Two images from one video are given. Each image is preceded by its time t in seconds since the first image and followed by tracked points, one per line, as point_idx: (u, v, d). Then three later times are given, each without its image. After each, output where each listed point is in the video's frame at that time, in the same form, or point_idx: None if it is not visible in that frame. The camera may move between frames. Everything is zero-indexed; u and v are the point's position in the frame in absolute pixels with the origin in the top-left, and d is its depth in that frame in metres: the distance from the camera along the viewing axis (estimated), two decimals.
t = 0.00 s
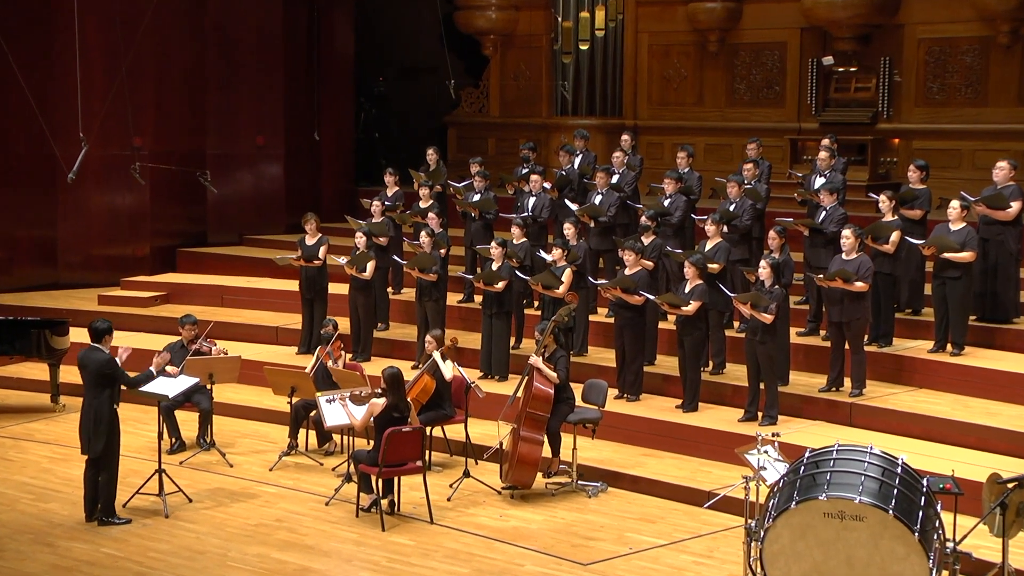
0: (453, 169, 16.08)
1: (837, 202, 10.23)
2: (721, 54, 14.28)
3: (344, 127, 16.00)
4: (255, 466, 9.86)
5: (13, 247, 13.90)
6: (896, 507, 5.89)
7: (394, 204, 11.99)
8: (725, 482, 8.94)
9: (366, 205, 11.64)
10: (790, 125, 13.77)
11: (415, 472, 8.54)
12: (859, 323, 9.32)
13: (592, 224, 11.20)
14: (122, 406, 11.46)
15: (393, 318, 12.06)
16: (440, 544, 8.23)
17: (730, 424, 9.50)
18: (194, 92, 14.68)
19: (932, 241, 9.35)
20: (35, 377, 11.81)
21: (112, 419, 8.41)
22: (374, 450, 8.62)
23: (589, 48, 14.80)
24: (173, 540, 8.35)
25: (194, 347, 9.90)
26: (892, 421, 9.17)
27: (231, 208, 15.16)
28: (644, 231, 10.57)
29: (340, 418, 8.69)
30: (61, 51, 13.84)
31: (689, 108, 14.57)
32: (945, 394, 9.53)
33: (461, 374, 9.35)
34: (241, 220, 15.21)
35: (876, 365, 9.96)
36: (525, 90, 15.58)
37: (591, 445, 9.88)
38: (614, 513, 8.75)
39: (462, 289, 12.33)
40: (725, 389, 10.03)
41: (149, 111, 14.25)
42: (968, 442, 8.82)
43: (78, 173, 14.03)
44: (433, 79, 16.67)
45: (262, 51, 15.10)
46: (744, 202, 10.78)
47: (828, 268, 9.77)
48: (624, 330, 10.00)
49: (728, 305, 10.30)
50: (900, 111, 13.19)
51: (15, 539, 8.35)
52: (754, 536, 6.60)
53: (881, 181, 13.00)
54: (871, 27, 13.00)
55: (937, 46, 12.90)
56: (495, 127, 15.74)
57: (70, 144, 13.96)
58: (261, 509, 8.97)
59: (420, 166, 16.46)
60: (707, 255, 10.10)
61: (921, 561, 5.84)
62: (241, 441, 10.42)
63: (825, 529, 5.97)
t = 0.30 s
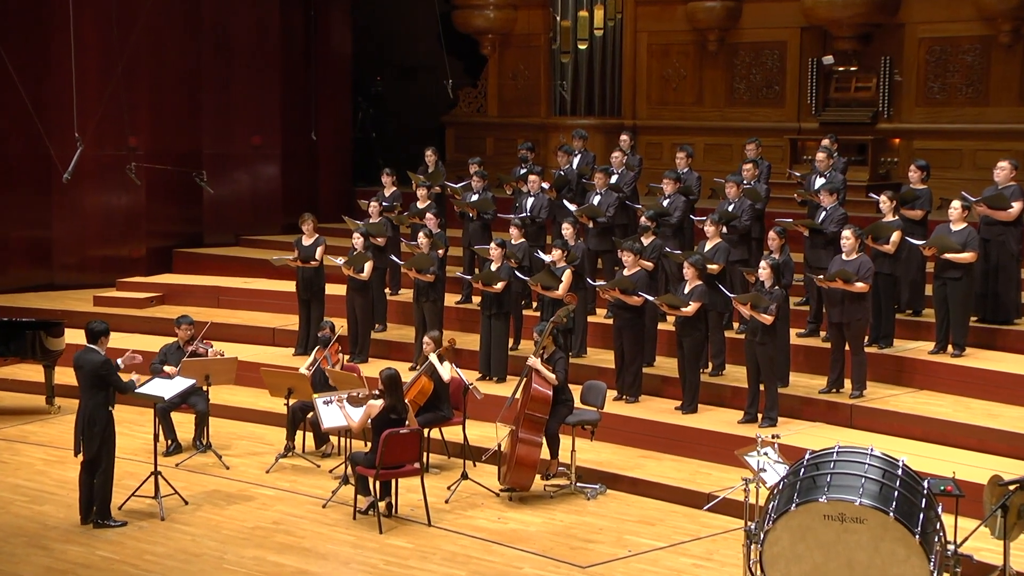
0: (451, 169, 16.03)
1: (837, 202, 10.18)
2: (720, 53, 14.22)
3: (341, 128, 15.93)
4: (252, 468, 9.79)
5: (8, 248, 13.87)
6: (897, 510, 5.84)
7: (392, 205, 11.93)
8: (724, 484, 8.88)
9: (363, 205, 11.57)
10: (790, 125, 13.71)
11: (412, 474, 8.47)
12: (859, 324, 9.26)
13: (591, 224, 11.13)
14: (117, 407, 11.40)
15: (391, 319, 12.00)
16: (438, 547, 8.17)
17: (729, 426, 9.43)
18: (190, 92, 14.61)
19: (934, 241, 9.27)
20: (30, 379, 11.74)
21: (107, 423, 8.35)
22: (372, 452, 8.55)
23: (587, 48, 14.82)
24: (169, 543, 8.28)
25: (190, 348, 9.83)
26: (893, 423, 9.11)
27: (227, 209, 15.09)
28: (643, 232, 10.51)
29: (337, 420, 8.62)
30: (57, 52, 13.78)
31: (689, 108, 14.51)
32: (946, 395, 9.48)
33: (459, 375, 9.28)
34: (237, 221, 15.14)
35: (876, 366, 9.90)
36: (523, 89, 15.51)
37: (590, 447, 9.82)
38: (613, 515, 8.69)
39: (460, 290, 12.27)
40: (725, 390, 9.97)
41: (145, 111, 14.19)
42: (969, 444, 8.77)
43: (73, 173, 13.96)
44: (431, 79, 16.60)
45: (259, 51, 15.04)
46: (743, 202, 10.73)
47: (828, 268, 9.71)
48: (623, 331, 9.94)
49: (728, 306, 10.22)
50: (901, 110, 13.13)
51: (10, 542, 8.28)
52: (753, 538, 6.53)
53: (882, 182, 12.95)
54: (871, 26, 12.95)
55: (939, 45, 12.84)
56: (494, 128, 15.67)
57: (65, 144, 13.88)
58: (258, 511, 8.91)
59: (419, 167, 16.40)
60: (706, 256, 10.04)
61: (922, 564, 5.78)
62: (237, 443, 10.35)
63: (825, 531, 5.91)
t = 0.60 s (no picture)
0: (449, 169, 15.97)
1: (837, 202, 10.12)
2: (719, 53, 14.16)
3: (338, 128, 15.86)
4: (248, 470, 9.73)
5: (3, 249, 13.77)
6: (897, 512, 5.77)
7: (389, 205, 11.87)
8: (723, 486, 8.81)
9: (360, 206, 11.51)
10: (790, 125, 13.65)
11: (410, 476, 8.41)
12: (859, 325, 9.20)
13: (589, 225, 11.07)
14: (112, 409, 11.33)
15: (388, 320, 11.94)
16: (435, 549, 8.10)
17: (729, 427, 9.37)
18: (186, 92, 14.55)
19: (934, 242, 9.19)
20: (25, 381, 11.67)
21: (102, 423, 8.28)
22: (369, 455, 8.48)
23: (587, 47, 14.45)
24: (164, 546, 8.22)
25: (186, 349, 9.77)
26: (893, 425, 9.05)
27: (223, 209, 15.01)
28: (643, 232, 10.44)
29: (334, 422, 8.55)
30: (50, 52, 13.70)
31: (688, 108, 14.45)
32: (947, 397, 9.42)
33: (457, 377, 9.22)
34: (233, 221, 15.06)
35: (876, 367, 9.84)
36: (522, 89, 15.45)
37: (588, 449, 9.76)
38: (612, 518, 8.63)
39: (458, 291, 12.20)
40: (724, 392, 9.91)
41: (140, 111, 14.13)
42: (970, 446, 8.71)
43: (68, 174, 13.87)
44: (428, 79, 16.51)
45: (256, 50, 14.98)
46: (742, 203, 10.68)
47: (828, 268, 9.64)
48: (622, 332, 9.87)
49: (727, 307, 10.08)
50: (902, 110, 13.07)
51: (4, 545, 8.21)
52: (753, 540, 6.47)
53: (882, 182, 12.90)
54: (871, 25, 12.89)
55: (940, 44, 12.78)
56: (491, 127, 15.61)
57: (60, 144, 13.80)
58: (254, 514, 8.84)
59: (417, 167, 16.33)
60: (706, 256, 9.98)
61: (923, 567, 5.73)
62: (233, 445, 10.29)
63: (825, 534, 5.84)
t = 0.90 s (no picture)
0: (447, 169, 15.91)
1: (836, 203, 10.06)
2: (718, 52, 14.11)
3: (335, 128, 15.80)
4: (244, 473, 9.66)
5: None
6: (897, 514, 5.71)
7: (386, 206, 11.81)
8: (723, 488, 8.75)
9: (357, 207, 11.44)
10: (789, 126, 13.60)
11: (407, 479, 8.34)
12: (859, 326, 9.14)
13: (588, 226, 11.01)
14: (107, 411, 11.26)
15: (385, 322, 11.88)
16: (432, 552, 8.04)
17: (728, 430, 9.31)
18: (181, 91, 14.47)
19: (934, 243, 9.14)
20: (19, 383, 11.60)
21: (96, 427, 8.21)
22: (365, 457, 8.41)
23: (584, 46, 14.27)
24: (160, 549, 8.15)
25: (182, 351, 9.70)
26: (893, 426, 8.99)
27: (219, 210, 14.95)
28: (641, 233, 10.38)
29: (331, 424, 8.48)
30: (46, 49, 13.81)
31: (687, 108, 14.40)
32: (947, 399, 9.36)
33: (454, 379, 9.15)
34: (229, 222, 15.00)
35: (876, 369, 9.79)
36: (519, 88, 15.39)
37: (586, 451, 9.70)
38: (610, 520, 8.57)
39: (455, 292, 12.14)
40: (723, 394, 9.85)
41: (135, 109, 13.98)
42: (970, 448, 8.65)
43: (62, 174, 13.91)
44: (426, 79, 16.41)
45: (252, 49, 14.91)
46: (741, 204, 10.62)
47: (828, 269, 9.58)
48: (620, 334, 9.81)
49: (726, 309, 9.99)
50: (902, 110, 13.01)
51: None
52: (752, 543, 6.41)
53: (882, 182, 12.84)
54: (871, 25, 12.84)
55: (940, 44, 12.73)
56: (489, 128, 15.56)
57: (54, 145, 13.85)
58: (250, 516, 8.78)
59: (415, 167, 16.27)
60: (705, 257, 9.92)
61: (923, 570, 5.66)
62: (229, 447, 10.22)
63: (825, 537, 5.78)
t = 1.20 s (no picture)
0: (444, 171, 15.86)
1: (835, 204, 10.01)
2: (717, 53, 14.06)
3: (331, 129, 15.75)
4: (240, 475, 9.60)
5: None
6: (897, 517, 5.67)
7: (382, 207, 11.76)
8: (722, 491, 8.70)
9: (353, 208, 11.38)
10: (788, 126, 13.55)
11: (404, 481, 8.29)
12: (859, 328, 9.09)
13: (585, 227, 10.97)
14: (103, 413, 11.20)
15: (382, 323, 11.83)
16: (429, 555, 7.99)
17: (726, 432, 9.26)
18: (177, 92, 14.43)
19: (932, 244, 9.10)
20: (14, 385, 11.54)
21: (90, 430, 8.17)
22: (362, 459, 8.35)
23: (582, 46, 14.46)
24: (155, 552, 8.10)
25: (177, 353, 9.64)
26: (892, 428, 8.94)
27: (215, 211, 14.89)
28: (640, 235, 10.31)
29: (327, 426, 8.43)
30: (40, 51, 13.64)
31: (685, 108, 14.35)
32: (947, 401, 9.32)
33: (451, 381, 9.11)
34: (225, 223, 14.94)
35: (875, 371, 9.74)
36: (517, 89, 15.34)
37: (584, 453, 9.65)
38: (609, 523, 8.52)
39: (452, 294, 12.09)
40: (721, 396, 9.80)
41: (130, 110, 13.99)
42: (970, 450, 8.61)
43: (57, 175, 13.80)
44: (423, 80, 16.41)
45: (249, 49, 14.85)
46: (738, 205, 10.56)
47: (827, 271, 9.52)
48: (618, 335, 9.77)
49: (724, 310, 9.93)
50: (901, 111, 12.97)
51: None
52: (751, 546, 6.36)
53: (882, 184, 12.78)
54: (871, 25, 12.81)
55: (939, 44, 12.70)
56: (486, 128, 15.51)
57: (50, 144, 13.72)
58: (246, 519, 8.72)
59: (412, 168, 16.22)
60: (703, 259, 9.88)
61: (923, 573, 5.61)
62: (225, 450, 10.16)
63: (824, 540, 5.73)
